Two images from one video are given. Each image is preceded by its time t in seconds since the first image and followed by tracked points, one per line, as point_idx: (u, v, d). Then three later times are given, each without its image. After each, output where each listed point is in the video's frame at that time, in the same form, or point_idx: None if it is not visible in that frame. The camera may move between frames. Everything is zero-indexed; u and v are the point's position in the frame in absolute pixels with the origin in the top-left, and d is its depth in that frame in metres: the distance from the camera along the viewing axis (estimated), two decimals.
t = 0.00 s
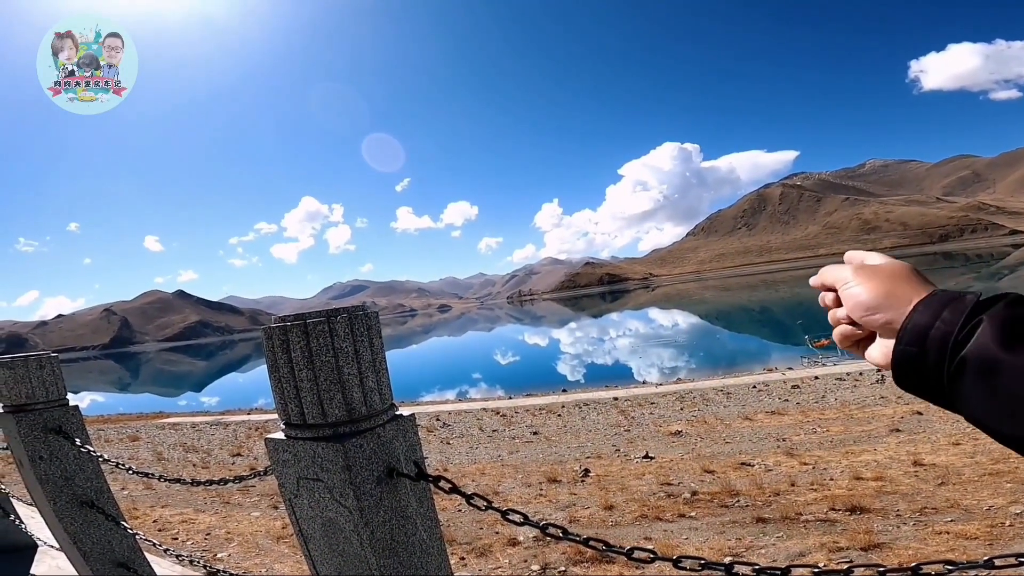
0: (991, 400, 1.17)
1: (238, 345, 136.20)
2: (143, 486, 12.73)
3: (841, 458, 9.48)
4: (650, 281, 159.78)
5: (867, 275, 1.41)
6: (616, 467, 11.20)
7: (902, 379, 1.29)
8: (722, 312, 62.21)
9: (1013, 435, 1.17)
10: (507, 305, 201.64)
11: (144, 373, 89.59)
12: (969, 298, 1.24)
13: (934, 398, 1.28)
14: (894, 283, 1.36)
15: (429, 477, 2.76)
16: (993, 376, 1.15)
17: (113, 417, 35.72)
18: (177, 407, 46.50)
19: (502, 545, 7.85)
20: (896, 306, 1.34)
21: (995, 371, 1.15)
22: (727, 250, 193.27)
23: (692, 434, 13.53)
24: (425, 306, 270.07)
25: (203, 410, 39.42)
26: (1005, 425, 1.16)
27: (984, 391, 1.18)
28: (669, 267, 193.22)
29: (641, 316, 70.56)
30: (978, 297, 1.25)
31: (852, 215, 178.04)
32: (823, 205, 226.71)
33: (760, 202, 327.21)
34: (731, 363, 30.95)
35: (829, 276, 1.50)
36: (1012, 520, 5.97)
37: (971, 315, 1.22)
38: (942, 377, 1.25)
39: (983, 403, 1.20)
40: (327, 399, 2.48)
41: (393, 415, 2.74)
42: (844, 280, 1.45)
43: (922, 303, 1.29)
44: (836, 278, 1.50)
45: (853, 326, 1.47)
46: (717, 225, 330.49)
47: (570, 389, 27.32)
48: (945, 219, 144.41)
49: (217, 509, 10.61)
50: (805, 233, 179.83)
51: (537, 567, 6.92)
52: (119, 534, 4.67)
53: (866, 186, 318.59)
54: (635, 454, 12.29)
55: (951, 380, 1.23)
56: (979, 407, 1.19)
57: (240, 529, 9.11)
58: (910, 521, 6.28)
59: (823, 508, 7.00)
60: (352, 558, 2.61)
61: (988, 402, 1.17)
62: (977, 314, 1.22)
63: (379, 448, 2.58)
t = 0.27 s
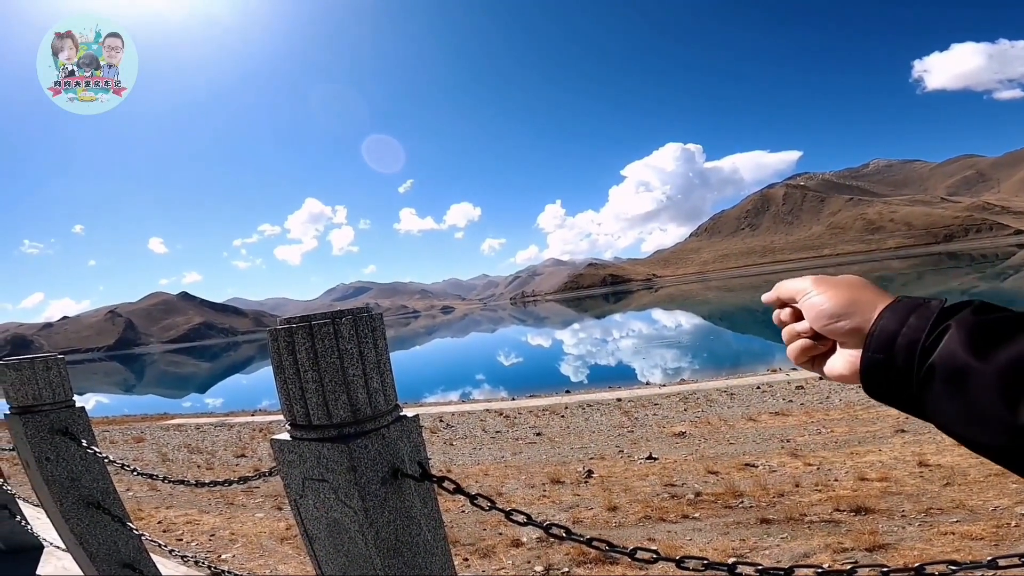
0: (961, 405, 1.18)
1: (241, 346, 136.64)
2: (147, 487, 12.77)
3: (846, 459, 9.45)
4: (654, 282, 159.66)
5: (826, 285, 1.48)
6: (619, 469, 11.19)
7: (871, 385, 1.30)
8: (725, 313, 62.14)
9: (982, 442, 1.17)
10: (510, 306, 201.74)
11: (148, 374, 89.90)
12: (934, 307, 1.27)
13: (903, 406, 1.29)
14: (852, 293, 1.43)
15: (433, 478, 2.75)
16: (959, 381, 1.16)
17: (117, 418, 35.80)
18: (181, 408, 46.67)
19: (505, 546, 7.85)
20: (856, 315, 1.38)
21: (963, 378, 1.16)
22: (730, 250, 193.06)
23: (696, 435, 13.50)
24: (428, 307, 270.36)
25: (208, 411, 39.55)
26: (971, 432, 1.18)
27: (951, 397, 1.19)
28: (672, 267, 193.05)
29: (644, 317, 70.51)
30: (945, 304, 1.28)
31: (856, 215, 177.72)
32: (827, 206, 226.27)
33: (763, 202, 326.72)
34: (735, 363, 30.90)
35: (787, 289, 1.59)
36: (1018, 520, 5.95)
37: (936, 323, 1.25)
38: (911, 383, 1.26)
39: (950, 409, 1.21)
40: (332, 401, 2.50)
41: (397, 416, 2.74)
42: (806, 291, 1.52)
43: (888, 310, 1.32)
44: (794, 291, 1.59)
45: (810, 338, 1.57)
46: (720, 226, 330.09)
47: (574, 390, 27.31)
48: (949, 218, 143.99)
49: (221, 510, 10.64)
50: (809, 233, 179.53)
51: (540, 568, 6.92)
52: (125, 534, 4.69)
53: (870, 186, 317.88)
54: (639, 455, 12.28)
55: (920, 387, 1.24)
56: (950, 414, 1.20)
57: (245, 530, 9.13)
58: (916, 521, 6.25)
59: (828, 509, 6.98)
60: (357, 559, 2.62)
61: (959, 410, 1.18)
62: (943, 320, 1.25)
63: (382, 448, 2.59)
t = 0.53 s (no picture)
0: (950, 392, 1.26)
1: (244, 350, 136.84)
2: (151, 490, 12.79)
3: (850, 461, 9.43)
4: (657, 285, 159.46)
5: (815, 273, 1.59)
6: (622, 471, 11.18)
7: (864, 373, 1.38)
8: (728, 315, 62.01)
9: (969, 428, 1.25)
10: (513, 309, 201.62)
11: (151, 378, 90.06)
12: (924, 293, 1.36)
13: (894, 392, 1.38)
14: (840, 279, 1.54)
15: (437, 480, 2.76)
16: (950, 369, 1.24)
17: (121, 421, 35.80)
18: (184, 412, 46.71)
19: (508, 549, 7.84)
20: (847, 301, 1.49)
21: (952, 365, 1.25)
22: (733, 253, 192.81)
23: (699, 437, 13.47)
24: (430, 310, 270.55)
25: (211, 415, 39.56)
26: (959, 418, 1.25)
27: (939, 383, 1.28)
28: (675, 269, 192.84)
29: (647, 319, 70.42)
30: (936, 289, 1.36)
31: (859, 217, 177.42)
32: (830, 208, 225.88)
33: (766, 204, 326.31)
34: (738, 366, 30.83)
35: (777, 278, 1.70)
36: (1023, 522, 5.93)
37: (926, 310, 1.33)
38: (901, 369, 1.34)
39: (937, 394, 1.30)
40: (336, 402, 2.51)
41: (401, 418, 2.75)
42: (794, 279, 1.63)
43: (877, 297, 1.42)
44: (785, 280, 1.70)
45: (800, 325, 1.69)
46: (723, 228, 329.67)
47: (576, 392, 27.30)
48: (953, 219, 143.62)
49: (224, 513, 10.64)
50: (811, 235, 179.23)
51: (543, 570, 6.92)
52: (130, 536, 4.71)
53: (873, 188, 317.52)
54: (642, 457, 12.25)
55: (910, 372, 1.32)
56: (939, 401, 1.28)
57: (248, 533, 9.15)
58: (921, 523, 6.23)
59: (831, 511, 6.96)
60: (361, 560, 2.62)
61: (947, 396, 1.26)
62: (933, 308, 1.33)
63: (386, 451, 2.59)
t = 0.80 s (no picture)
0: (927, 375, 1.26)
1: (245, 353, 136.91)
2: (151, 492, 12.77)
3: (850, 464, 9.41)
4: (657, 287, 159.46)
5: (795, 252, 1.61)
6: (622, 474, 11.16)
7: (840, 355, 1.39)
8: (728, 318, 62.01)
9: (948, 412, 1.24)
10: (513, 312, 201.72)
11: (152, 381, 90.09)
12: (904, 273, 1.37)
13: (872, 375, 1.38)
14: (821, 258, 1.55)
15: (436, 482, 2.76)
16: (926, 349, 1.24)
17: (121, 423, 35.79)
18: (185, 414, 46.70)
19: (508, 552, 7.82)
20: (827, 280, 1.50)
21: (929, 345, 1.24)
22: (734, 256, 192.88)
23: (699, 440, 13.44)
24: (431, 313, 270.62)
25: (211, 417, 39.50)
26: (935, 399, 1.25)
27: (915, 365, 1.28)
28: (676, 272, 192.88)
29: (647, 322, 70.42)
30: (915, 271, 1.36)
31: (859, 220, 177.55)
32: (830, 211, 226.00)
33: (766, 207, 326.52)
34: (739, 369, 30.81)
35: (757, 258, 1.72)
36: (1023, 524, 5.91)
37: (905, 290, 1.33)
38: (879, 352, 1.34)
39: (914, 378, 1.30)
40: (336, 404, 2.50)
41: (400, 421, 2.75)
42: (775, 258, 1.64)
43: (856, 278, 1.43)
44: (765, 259, 1.72)
45: (778, 306, 1.70)
46: (724, 231, 329.82)
47: (576, 395, 27.29)
48: (953, 222, 143.66)
49: (224, 515, 10.63)
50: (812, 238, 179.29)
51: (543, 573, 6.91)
52: (130, 537, 4.70)
53: (873, 191, 317.74)
54: (642, 460, 12.24)
55: (887, 354, 1.32)
56: (915, 384, 1.28)
57: (248, 535, 9.13)
58: (922, 525, 6.21)
59: (832, 513, 6.94)
60: (359, 561, 2.62)
61: (924, 378, 1.27)
62: (912, 290, 1.33)
63: (385, 454, 2.59)
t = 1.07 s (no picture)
0: (912, 361, 1.26)
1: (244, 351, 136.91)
2: (150, 490, 12.78)
3: (849, 464, 9.41)
4: (657, 287, 159.47)
5: (791, 245, 1.62)
6: (621, 473, 11.16)
7: (833, 346, 1.39)
8: (728, 317, 62.01)
9: (933, 400, 1.24)
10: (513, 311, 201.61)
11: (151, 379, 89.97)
12: (896, 266, 1.37)
13: (863, 366, 1.38)
14: (815, 252, 1.56)
15: (432, 480, 2.76)
16: (916, 339, 1.24)
17: (120, 420, 35.77)
18: (185, 412, 46.64)
19: (506, 551, 7.82)
20: (820, 270, 1.51)
21: (917, 334, 1.24)
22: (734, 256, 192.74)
23: (699, 440, 13.43)
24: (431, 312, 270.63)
25: (210, 415, 39.51)
26: (926, 390, 1.24)
27: (905, 353, 1.27)
28: (676, 272, 192.89)
29: (647, 322, 70.47)
30: (907, 262, 1.37)
31: (859, 220, 177.65)
32: (831, 211, 225.75)
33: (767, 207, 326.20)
34: (738, 369, 30.75)
35: (753, 250, 1.73)
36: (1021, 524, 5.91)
37: (897, 279, 1.34)
38: (870, 344, 1.34)
39: (904, 367, 1.29)
40: (333, 402, 2.51)
41: (397, 419, 2.75)
42: (770, 252, 1.66)
43: (851, 272, 1.43)
44: (760, 254, 1.73)
45: (774, 297, 1.71)
46: (724, 231, 329.82)
47: (576, 395, 27.29)
48: (954, 222, 143.72)
49: (223, 513, 10.63)
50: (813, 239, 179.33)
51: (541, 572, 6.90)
52: (128, 535, 4.69)
53: (873, 192, 317.75)
54: (641, 460, 12.23)
55: (878, 345, 1.32)
56: (902, 373, 1.28)
57: (246, 533, 9.13)
58: (919, 526, 6.22)
59: (830, 514, 6.94)
60: (355, 559, 2.62)
61: (912, 369, 1.26)
62: (904, 280, 1.33)
63: (382, 451, 2.59)
